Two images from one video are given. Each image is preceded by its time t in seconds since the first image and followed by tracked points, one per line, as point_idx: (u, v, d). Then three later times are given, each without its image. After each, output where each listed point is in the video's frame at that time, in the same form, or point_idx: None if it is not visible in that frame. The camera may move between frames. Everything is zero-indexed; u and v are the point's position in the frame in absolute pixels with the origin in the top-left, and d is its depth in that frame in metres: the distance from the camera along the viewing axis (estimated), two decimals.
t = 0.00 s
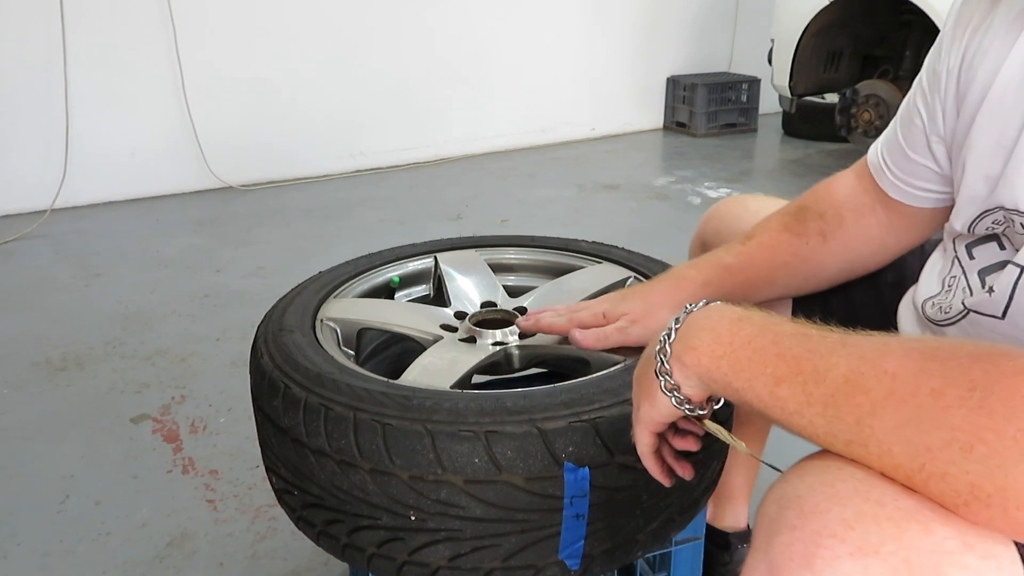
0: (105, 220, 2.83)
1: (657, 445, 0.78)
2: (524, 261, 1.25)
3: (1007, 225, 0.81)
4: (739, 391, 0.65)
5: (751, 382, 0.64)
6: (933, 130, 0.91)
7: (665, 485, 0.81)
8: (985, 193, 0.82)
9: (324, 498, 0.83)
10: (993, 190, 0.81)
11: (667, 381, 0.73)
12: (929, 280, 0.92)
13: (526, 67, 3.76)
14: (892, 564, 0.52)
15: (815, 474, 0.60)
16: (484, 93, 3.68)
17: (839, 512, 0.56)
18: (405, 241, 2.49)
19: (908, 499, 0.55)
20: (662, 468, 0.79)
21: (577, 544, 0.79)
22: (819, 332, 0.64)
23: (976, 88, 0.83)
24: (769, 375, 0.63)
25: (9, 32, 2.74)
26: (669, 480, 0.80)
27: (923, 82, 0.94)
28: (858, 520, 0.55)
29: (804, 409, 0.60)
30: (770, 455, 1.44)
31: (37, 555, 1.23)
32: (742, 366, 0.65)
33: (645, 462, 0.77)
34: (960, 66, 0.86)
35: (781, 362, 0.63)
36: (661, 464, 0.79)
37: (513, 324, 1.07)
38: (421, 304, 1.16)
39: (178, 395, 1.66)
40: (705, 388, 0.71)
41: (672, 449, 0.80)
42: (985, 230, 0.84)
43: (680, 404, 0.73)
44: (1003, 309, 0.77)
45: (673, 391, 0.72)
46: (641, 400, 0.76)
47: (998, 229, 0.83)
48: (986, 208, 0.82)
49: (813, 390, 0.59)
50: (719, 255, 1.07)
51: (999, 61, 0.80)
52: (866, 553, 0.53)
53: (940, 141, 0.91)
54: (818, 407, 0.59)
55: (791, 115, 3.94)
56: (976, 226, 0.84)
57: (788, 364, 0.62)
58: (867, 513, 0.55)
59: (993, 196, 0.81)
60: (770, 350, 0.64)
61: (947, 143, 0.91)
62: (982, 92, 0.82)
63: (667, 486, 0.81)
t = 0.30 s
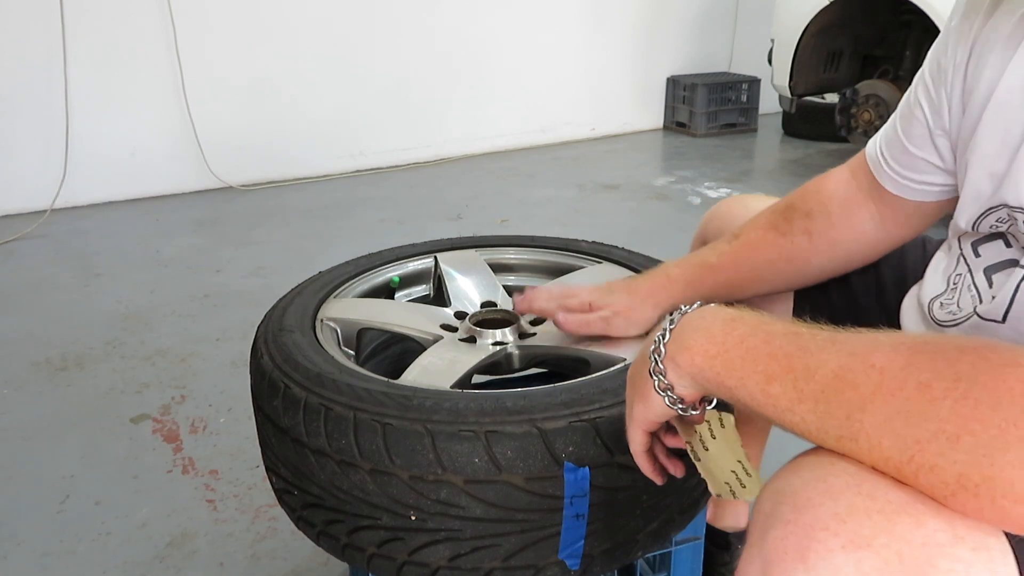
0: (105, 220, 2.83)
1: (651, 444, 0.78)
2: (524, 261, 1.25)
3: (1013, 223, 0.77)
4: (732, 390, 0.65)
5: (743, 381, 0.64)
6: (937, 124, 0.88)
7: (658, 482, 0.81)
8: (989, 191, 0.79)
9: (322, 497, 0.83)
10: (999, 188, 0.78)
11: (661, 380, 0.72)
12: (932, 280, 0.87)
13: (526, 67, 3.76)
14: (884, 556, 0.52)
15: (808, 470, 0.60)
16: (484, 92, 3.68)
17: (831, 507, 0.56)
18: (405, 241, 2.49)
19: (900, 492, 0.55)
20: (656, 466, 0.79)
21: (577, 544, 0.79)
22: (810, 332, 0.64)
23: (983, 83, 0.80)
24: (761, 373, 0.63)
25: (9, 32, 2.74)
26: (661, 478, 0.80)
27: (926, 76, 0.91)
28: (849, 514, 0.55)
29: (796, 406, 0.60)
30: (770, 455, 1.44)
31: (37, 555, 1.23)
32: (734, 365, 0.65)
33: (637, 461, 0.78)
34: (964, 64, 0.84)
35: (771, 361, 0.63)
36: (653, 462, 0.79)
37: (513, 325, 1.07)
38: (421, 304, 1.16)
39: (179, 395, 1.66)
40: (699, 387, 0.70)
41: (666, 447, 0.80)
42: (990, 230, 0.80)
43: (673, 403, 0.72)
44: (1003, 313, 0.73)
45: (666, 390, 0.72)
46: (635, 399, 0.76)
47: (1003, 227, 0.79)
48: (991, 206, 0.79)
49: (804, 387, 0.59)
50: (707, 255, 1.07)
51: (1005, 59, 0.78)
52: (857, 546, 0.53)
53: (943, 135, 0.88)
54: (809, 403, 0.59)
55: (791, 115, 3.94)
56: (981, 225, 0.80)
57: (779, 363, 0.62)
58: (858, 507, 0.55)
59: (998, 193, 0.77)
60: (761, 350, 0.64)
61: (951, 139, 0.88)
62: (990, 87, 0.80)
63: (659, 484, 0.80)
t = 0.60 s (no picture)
0: (105, 220, 2.83)
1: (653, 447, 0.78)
2: (524, 261, 1.25)
3: (1016, 222, 0.77)
4: (735, 391, 0.65)
5: (746, 383, 0.64)
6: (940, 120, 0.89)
7: (659, 486, 0.81)
8: (993, 190, 0.79)
9: (324, 498, 0.83)
10: (1002, 188, 0.77)
11: (663, 383, 0.72)
12: (937, 278, 0.87)
13: (526, 67, 3.76)
14: (888, 558, 0.52)
15: (811, 471, 0.60)
16: (484, 92, 3.68)
17: (834, 508, 0.56)
18: (405, 241, 2.49)
19: (903, 493, 0.55)
20: (657, 471, 0.79)
21: (577, 544, 0.79)
22: (813, 333, 0.64)
23: (986, 86, 0.80)
24: (763, 374, 0.63)
25: (9, 32, 2.74)
26: (663, 482, 0.80)
27: (932, 70, 0.91)
28: (852, 515, 0.55)
29: (798, 407, 0.60)
30: (770, 455, 1.44)
31: (37, 555, 1.23)
32: (736, 366, 0.65)
33: (640, 464, 0.77)
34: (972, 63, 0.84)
35: (774, 361, 0.63)
36: (656, 465, 0.79)
37: (514, 324, 1.07)
38: (420, 304, 1.16)
39: (178, 395, 1.66)
40: (702, 389, 0.70)
41: (668, 449, 0.80)
42: (992, 230, 0.79)
43: (676, 406, 0.72)
44: (1004, 315, 0.73)
45: (669, 393, 0.72)
46: (637, 401, 0.76)
47: (1007, 225, 0.78)
48: (994, 207, 0.78)
49: (806, 388, 0.60)
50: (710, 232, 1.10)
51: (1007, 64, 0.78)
52: (860, 548, 0.53)
53: (944, 130, 0.89)
54: (811, 404, 0.59)
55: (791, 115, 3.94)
56: (985, 226, 0.80)
57: (782, 364, 0.62)
58: (860, 508, 0.55)
59: (1002, 193, 0.77)
60: (764, 351, 0.64)
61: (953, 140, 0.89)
62: (991, 90, 0.79)
63: (662, 487, 0.81)
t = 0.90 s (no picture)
0: (105, 220, 2.83)
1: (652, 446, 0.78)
2: (524, 261, 1.25)
3: (1016, 224, 0.76)
4: (732, 390, 0.65)
5: (743, 381, 0.64)
6: (947, 122, 0.91)
7: (659, 485, 0.81)
8: (993, 192, 0.79)
9: (322, 497, 0.83)
10: (1002, 189, 0.77)
11: (661, 382, 0.72)
12: (938, 278, 0.87)
13: (526, 68, 3.76)
14: (884, 557, 0.52)
15: (807, 470, 0.60)
16: (484, 92, 3.68)
17: (829, 506, 0.55)
18: (405, 241, 2.49)
19: (899, 492, 0.55)
20: (657, 469, 0.79)
21: (578, 544, 0.79)
22: (811, 332, 0.64)
23: (989, 86, 0.82)
24: (761, 373, 0.63)
25: (9, 32, 2.74)
26: (663, 481, 0.80)
27: (939, 74, 0.93)
28: (848, 513, 0.54)
29: (795, 406, 0.60)
30: (770, 456, 1.44)
31: (37, 555, 1.23)
32: (734, 365, 0.65)
33: (639, 463, 0.78)
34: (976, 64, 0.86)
35: (771, 361, 0.63)
36: (655, 464, 0.79)
37: (514, 325, 1.07)
38: (420, 304, 1.16)
39: (178, 395, 1.66)
40: (699, 388, 0.70)
41: (668, 449, 0.80)
42: (993, 231, 0.79)
43: (674, 405, 0.72)
44: (1003, 316, 0.73)
45: (667, 392, 0.72)
46: (636, 401, 0.76)
47: (1008, 227, 0.77)
48: (994, 208, 0.78)
49: (803, 387, 0.59)
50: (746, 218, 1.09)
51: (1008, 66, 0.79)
52: (856, 545, 0.53)
53: (950, 133, 0.91)
54: (808, 403, 0.59)
55: (791, 115, 3.94)
56: (985, 228, 0.80)
57: (779, 363, 0.62)
58: (856, 507, 0.55)
59: (1001, 194, 0.77)
60: (762, 350, 0.64)
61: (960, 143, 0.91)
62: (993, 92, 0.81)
63: (662, 487, 0.81)
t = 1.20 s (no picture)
0: (105, 220, 2.83)
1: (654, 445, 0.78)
2: (524, 261, 1.25)
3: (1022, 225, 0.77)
4: (735, 389, 0.65)
5: (746, 380, 0.64)
6: (950, 124, 0.91)
7: (660, 484, 0.81)
8: (998, 195, 0.79)
9: (322, 496, 0.83)
10: (1008, 191, 0.78)
11: (664, 380, 0.72)
12: (941, 277, 0.87)
13: (527, 68, 3.76)
14: (885, 555, 0.52)
15: (808, 467, 0.60)
16: (484, 92, 3.68)
17: (830, 504, 0.55)
18: (405, 241, 2.49)
19: (901, 490, 0.55)
20: (659, 468, 0.79)
21: (577, 544, 0.79)
22: (813, 330, 0.64)
23: (995, 87, 0.82)
24: (763, 371, 0.63)
25: (8, 31, 2.74)
26: (664, 479, 0.80)
27: (941, 77, 0.93)
28: (849, 511, 0.55)
29: (797, 404, 0.60)
30: (771, 456, 1.44)
31: (37, 555, 1.23)
32: (737, 364, 0.65)
33: (641, 463, 0.78)
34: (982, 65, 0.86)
35: (774, 359, 0.63)
36: (657, 463, 0.79)
37: (514, 325, 1.07)
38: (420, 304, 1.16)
39: (178, 395, 1.66)
40: (703, 388, 0.70)
41: (669, 448, 0.80)
42: (999, 232, 0.79)
43: (676, 404, 0.72)
44: (1008, 317, 0.72)
45: (669, 391, 0.72)
46: (638, 401, 0.76)
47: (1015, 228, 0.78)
48: (1000, 209, 0.78)
49: (806, 385, 0.59)
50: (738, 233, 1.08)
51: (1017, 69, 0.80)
52: (857, 543, 0.53)
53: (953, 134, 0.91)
54: (810, 401, 0.59)
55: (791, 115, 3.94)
56: (991, 229, 0.80)
57: (781, 361, 0.62)
58: (857, 504, 0.55)
59: (1008, 196, 0.77)
60: (764, 349, 0.64)
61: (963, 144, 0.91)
62: (999, 94, 0.82)
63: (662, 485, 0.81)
